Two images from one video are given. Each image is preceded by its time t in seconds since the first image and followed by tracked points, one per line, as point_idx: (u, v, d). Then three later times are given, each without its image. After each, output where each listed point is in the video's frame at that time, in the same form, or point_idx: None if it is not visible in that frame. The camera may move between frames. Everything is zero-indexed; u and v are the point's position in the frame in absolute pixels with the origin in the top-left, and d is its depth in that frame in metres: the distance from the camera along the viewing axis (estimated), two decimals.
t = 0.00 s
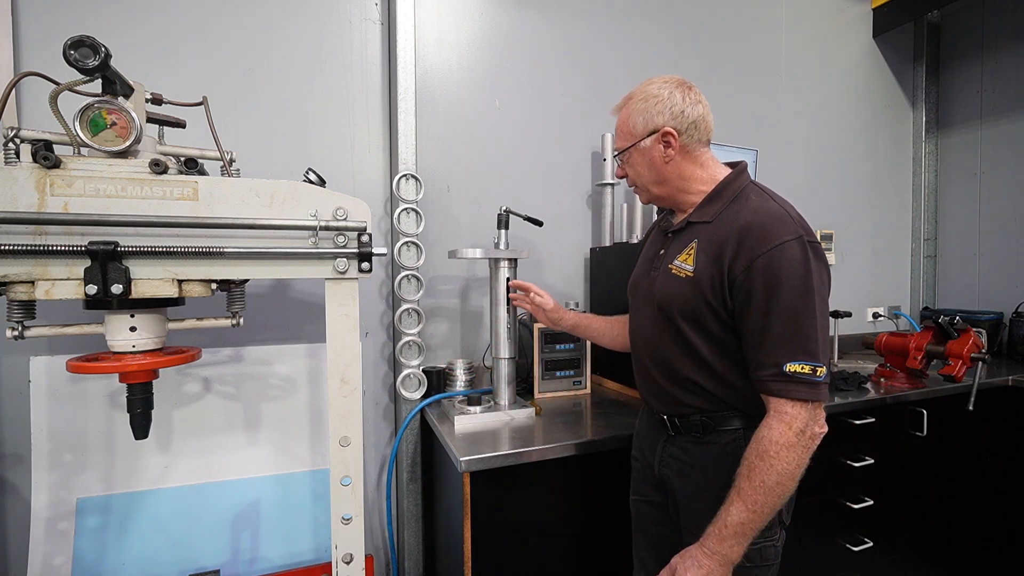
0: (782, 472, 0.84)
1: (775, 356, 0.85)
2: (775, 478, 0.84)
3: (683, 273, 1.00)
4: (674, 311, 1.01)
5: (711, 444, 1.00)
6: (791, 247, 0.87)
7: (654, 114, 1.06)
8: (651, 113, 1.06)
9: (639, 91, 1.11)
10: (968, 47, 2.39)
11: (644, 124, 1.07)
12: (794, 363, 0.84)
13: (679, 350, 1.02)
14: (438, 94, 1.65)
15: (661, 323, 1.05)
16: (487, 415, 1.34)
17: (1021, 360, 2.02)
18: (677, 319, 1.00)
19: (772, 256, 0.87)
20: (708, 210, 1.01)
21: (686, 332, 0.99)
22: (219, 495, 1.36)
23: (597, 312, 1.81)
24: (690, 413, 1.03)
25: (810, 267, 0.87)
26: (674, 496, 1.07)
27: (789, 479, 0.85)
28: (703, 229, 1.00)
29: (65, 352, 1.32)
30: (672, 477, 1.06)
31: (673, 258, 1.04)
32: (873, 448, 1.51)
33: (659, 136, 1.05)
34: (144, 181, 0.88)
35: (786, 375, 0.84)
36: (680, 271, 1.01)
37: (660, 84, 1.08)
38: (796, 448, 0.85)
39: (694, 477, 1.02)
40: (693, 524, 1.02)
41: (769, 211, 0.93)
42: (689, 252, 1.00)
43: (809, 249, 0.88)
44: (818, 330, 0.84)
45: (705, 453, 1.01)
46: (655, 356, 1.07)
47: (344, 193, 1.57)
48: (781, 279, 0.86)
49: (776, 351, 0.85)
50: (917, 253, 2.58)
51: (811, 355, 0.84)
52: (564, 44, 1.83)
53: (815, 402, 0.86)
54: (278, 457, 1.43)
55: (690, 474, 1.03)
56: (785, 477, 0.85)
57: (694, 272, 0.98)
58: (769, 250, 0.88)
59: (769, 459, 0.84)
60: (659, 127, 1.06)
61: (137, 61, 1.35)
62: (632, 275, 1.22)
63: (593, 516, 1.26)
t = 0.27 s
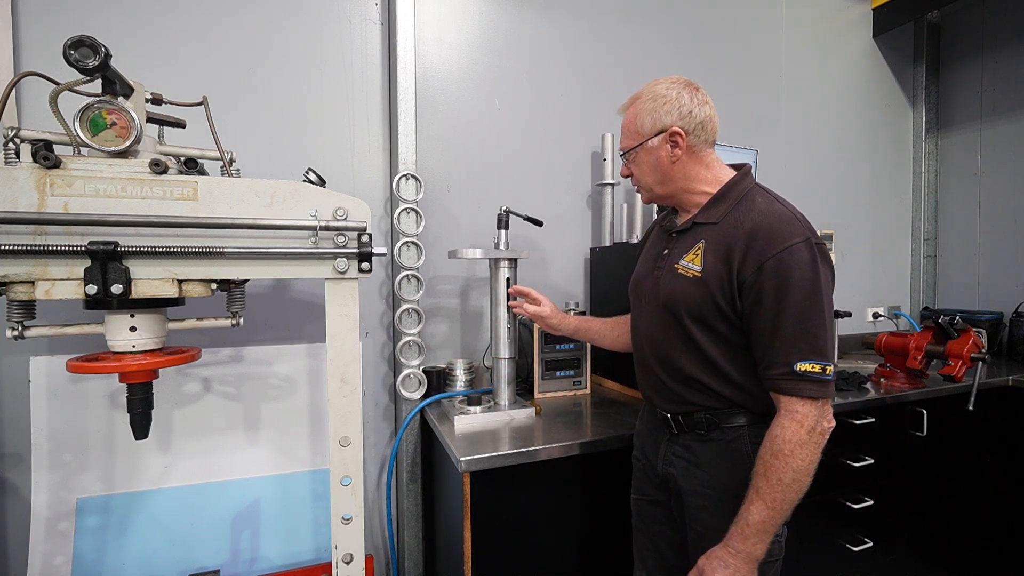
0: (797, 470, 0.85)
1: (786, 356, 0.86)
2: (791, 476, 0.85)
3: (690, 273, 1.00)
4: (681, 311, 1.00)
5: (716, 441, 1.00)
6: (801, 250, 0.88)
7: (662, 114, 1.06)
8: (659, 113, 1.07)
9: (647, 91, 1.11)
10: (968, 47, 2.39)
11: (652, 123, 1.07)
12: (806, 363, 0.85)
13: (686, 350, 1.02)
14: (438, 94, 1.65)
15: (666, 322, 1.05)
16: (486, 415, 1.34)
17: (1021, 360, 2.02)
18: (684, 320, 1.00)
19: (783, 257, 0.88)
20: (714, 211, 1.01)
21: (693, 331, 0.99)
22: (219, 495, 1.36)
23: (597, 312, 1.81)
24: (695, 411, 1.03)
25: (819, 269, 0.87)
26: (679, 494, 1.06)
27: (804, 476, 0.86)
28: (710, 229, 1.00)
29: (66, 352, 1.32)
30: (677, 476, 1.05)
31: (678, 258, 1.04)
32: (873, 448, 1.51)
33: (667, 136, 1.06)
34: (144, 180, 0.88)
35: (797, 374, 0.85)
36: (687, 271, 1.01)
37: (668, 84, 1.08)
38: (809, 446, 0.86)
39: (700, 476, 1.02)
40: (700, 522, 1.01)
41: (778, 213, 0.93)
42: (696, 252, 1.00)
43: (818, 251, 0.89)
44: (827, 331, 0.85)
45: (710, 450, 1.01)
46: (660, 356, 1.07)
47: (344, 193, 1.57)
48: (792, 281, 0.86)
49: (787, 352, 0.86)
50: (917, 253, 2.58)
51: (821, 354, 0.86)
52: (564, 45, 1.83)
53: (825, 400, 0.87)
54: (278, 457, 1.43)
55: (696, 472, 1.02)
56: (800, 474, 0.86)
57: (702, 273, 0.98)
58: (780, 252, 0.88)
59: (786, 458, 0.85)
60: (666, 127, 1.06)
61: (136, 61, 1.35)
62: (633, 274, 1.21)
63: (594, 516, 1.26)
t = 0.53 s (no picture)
0: (822, 462, 0.87)
1: (801, 348, 0.87)
2: (817, 469, 0.87)
3: (701, 270, 1.01)
4: (692, 308, 1.01)
5: (724, 440, 1.00)
6: (814, 244, 0.89)
7: (670, 113, 1.07)
8: (666, 112, 1.07)
9: (653, 92, 1.12)
10: (968, 47, 2.39)
11: (659, 123, 1.08)
12: (823, 355, 0.86)
13: (696, 346, 1.03)
14: (438, 94, 1.65)
15: (675, 319, 1.05)
16: (486, 415, 1.34)
17: (1021, 360, 2.02)
18: (696, 315, 1.01)
19: (796, 251, 0.89)
20: (722, 209, 1.02)
21: (704, 327, 1.00)
22: (219, 495, 1.36)
23: (597, 312, 1.81)
24: (704, 409, 1.03)
25: (831, 263, 0.89)
26: (685, 494, 1.06)
27: (829, 468, 0.87)
28: (719, 226, 1.01)
29: (66, 352, 1.32)
30: (683, 476, 1.05)
31: (687, 255, 1.05)
32: (873, 448, 1.51)
33: (674, 135, 1.06)
34: (144, 181, 0.88)
35: (815, 367, 0.86)
36: (698, 268, 1.02)
37: (674, 85, 1.10)
38: (832, 438, 0.87)
39: (708, 475, 1.01)
40: (708, 522, 1.00)
41: (788, 210, 0.95)
42: (706, 249, 1.01)
43: (828, 246, 0.91)
44: (841, 323, 0.87)
45: (718, 449, 1.01)
46: (668, 354, 1.07)
47: (344, 193, 1.57)
48: (806, 274, 0.88)
49: (804, 344, 0.87)
50: (917, 253, 2.57)
51: (837, 345, 0.87)
52: (564, 45, 1.83)
53: (843, 392, 0.88)
54: (278, 457, 1.43)
55: (703, 472, 1.02)
56: (824, 467, 0.87)
57: (714, 269, 0.99)
58: (793, 247, 0.89)
59: (810, 453, 0.86)
60: (674, 127, 1.06)
61: (136, 61, 1.35)
62: (637, 273, 1.21)
63: (595, 517, 1.26)
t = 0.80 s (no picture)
0: (829, 458, 0.87)
1: (812, 345, 0.88)
2: (824, 465, 0.87)
3: (711, 268, 1.01)
4: (703, 305, 1.01)
5: (731, 439, 1.00)
6: (823, 242, 0.90)
7: (679, 113, 1.07)
8: (675, 113, 1.08)
9: (660, 93, 1.12)
10: (968, 47, 2.39)
11: (668, 122, 1.08)
12: (833, 351, 0.87)
13: (705, 345, 1.02)
14: (438, 94, 1.65)
15: (684, 317, 1.05)
16: (486, 415, 1.34)
17: (1021, 360, 2.02)
18: (706, 313, 1.01)
19: (806, 248, 0.90)
20: (730, 208, 1.03)
21: (714, 325, 1.00)
22: (219, 495, 1.36)
23: (597, 312, 1.81)
24: (710, 408, 1.02)
25: (840, 260, 0.90)
26: (693, 493, 1.06)
27: (836, 464, 0.87)
28: (727, 225, 1.01)
29: (66, 352, 1.32)
30: (690, 475, 1.04)
31: (696, 254, 1.05)
32: (873, 448, 1.50)
33: (683, 135, 1.07)
34: (144, 181, 0.88)
35: (825, 363, 0.87)
36: (707, 266, 1.02)
37: (681, 86, 1.10)
38: (841, 434, 0.87)
39: (714, 474, 1.01)
40: (715, 520, 1.00)
41: (797, 209, 0.96)
42: (716, 248, 1.01)
43: (837, 245, 0.92)
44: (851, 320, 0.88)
45: (724, 447, 1.01)
46: (676, 353, 1.07)
47: (344, 193, 1.57)
48: (816, 271, 0.88)
49: (816, 340, 0.87)
50: (917, 253, 2.57)
51: (846, 341, 0.88)
52: (564, 45, 1.83)
53: (850, 389, 0.89)
54: (278, 457, 1.43)
55: (709, 470, 1.01)
56: (832, 463, 0.87)
57: (724, 267, 0.99)
58: (804, 244, 0.90)
59: (818, 448, 0.87)
60: (683, 126, 1.07)
61: (136, 61, 1.35)
62: (641, 273, 1.21)
63: (596, 517, 1.26)
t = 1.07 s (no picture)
0: (834, 449, 0.89)
1: (821, 340, 0.89)
2: (830, 456, 0.89)
3: (719, 266, 1.01)
4: (712, 304, 1.01)
5: (739, 437, 1.00)
6: (829, 239, 0.91)
7: (682, 114, 1.07)
8: (678, 115, 1.08)
9: (662, 96, 1.13)
10: (968, 47, 2.39)
11: (672, 124, 1.08)
12: (840, 346, 0.88)
13: (713, 343, 1.02)
14: (438, 94, 1.65)
15: (692, 317, 1.05)
16: (486, 415, 1.34)
17: (1022, 360, 2.02)
18: (715, 311, 1.01)
19: (814, 246, 0.91)
20: (734, 207, 1.03)
21: (723, 323, 1.00)
22: (220, 495, 1.36)
23: (597, 312, 1.81)
24: (718, 407, 1.02)
25: (845, 256, 0.91)
26: (701, 491, 1.06)
27: (841, 454, 0.89)
28: (733, 224, 1.02)
29: (66, 352, 1.32)
30: (698, 475, 1.04)
31: (702, 253, 1.04)
32: (873, 448, 1.51)
33: (686, 136, 1.07)
34: (144, 181, 0.88)
35: (832, 357, 0.88)
36: (715, 265, 1.01)
37: (682, 89, 1.11)
38: (847, 425, 0.89)
39: (722, 472, 1.01)
40: (723, 517, 1.00)
41: (802, 207, 0.97)
42: (723, 246, 1.01)
43: (842, 242, 0.93)
44: (856, 315, 0.89)
45: (733, 446, 1.01)
46: (684, 352, 1.06)
47: (344, 193, 1.57)
48: (824, 268, 0.89)
49: (824, 335, 0.89)
50: (917, 253, 2.58)
51: (853, 336, 0.89)
52: (563, 44, 1.83)
53: (856, 382, 0.90)
54: (278, 457, 1.43)
55: (716, 469, 1.01)
56: (837, 454, 0.89)
57: (732, 265, 0.99)
58: (810, 242, 0.91)
59: (823, 440, 0.88)
60: (686, 128, 1.07)
61: (136, 61, 1.35)
62: (645, 274, 1.20)
63: (598, 518, 1.26)
